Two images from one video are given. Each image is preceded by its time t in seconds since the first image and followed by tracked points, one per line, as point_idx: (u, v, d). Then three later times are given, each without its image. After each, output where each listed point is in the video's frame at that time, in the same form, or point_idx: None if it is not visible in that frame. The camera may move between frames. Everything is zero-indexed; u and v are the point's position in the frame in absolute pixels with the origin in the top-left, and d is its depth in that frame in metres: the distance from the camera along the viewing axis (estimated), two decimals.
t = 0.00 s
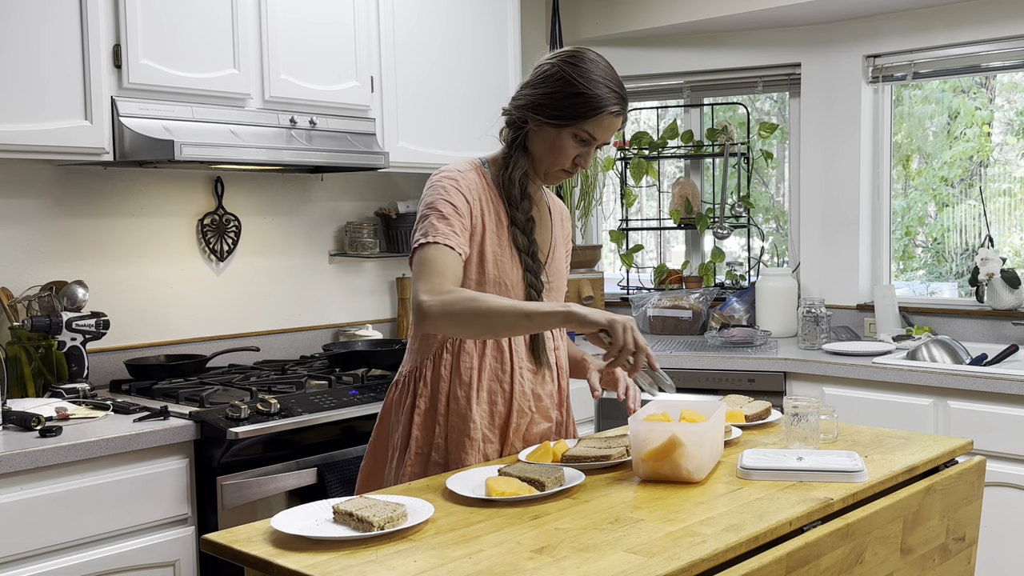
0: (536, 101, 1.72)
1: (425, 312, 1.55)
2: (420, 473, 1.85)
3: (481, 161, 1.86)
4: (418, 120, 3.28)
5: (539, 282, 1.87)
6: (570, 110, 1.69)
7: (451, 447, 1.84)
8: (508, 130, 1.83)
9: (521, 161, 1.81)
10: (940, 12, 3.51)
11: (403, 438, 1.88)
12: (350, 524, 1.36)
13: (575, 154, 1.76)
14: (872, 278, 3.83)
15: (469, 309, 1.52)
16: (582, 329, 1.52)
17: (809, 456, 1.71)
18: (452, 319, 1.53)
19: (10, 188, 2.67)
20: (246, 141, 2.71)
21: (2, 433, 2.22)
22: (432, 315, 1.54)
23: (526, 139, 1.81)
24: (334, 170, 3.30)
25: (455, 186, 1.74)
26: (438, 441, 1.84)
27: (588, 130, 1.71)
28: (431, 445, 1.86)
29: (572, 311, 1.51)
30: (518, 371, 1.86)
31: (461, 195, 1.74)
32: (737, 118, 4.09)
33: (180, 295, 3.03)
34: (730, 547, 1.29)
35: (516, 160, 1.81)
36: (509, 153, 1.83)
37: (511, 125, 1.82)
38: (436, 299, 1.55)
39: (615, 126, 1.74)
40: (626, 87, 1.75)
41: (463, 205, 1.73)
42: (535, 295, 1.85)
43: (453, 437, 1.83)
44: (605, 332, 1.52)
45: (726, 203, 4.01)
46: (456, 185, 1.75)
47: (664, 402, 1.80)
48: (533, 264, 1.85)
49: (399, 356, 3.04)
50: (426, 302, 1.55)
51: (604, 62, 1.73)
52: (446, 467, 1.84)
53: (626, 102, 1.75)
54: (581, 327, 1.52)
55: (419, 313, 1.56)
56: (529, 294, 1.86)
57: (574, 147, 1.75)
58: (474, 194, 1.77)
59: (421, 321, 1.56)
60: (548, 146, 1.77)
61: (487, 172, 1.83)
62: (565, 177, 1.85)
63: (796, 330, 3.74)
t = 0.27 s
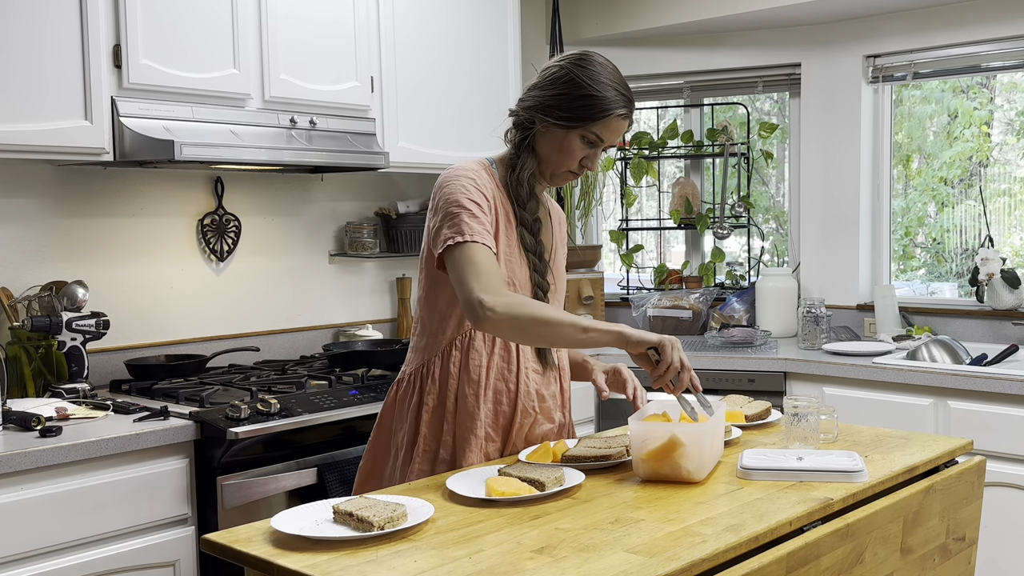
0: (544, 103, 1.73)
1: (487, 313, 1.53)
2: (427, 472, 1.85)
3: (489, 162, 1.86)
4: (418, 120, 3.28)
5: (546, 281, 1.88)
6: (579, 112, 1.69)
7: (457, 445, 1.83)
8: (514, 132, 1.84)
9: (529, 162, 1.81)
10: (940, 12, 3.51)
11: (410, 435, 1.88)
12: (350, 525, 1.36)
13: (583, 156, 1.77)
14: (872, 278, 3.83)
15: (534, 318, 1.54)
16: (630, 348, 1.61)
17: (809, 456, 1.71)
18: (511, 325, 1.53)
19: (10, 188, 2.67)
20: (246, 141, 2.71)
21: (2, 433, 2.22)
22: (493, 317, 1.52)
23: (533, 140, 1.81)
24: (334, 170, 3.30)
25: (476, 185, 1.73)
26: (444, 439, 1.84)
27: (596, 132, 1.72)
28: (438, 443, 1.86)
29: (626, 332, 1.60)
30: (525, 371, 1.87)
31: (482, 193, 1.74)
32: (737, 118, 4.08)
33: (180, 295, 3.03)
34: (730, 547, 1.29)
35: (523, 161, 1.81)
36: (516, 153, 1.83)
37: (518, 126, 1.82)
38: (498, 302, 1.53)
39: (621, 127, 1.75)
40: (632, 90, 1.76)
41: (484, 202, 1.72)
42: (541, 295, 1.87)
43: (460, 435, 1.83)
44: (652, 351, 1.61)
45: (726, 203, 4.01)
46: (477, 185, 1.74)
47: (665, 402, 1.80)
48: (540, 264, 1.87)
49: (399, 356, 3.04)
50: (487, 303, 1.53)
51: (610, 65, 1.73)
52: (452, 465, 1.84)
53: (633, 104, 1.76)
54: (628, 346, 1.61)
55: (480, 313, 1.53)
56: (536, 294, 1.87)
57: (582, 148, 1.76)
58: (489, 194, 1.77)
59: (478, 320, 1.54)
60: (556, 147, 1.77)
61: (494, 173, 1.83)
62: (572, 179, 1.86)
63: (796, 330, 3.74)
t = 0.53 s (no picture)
0: (547, 103, 1.73)
1: (510, 310, 1.54)
2: (431, 470, 1.85)
3: (491, 161, 1.85)
4: (418, 120, 3.28)
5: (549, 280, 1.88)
6: (583, 112, 1.69)
7: (461, 444, 1.84)
8: (517, 132, 1.83)
9: (531, 162, 1.80)
10: (940, 12, 3.51)
11: (414, 434, 1.88)
12: (350, 524, 1.36)
13: (585, 156, 1.77)
14: (872, 278, 3.83)
15: (556, 319, 1.56)
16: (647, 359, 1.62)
17: (809, 456, 1.71)
18: (531, 325, 1.55)
19: (10, 188, 2.67)
20: (246, 141, 2.71)
21: (2, 433, 2.22)
22: (516, 315, 1.54)
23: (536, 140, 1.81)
24: (334, 170, 3.30)
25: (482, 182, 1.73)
26: (448, 438, 1.84)
27: (598, 132, 1.72)
28: (442, 442, 1.85)
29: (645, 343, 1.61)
30: (527, 370, 1.86)
31: (488, 191, 1.73)
32: (737, 118, 4.08)
33: (180, 295, 3.03)
34: (730, 547, 1.29)
35: (526, 160, 1.81)
36: (518, 153, 1.83)
37: (520, 126, 1.82)
38: (522, 301, 1.55)
39: (623, 128, 1.75)
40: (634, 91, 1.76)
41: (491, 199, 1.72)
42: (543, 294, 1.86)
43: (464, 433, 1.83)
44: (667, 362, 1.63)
45: (726, 203, 4.01)
46: (484, 183, 1.74)
47: (664, 402, 1.80)
48: (543, 263, 1.86)
49: (399, 356, 3.04)
50: (511, 301, 1.54)
51: (613, 66, 1.74)
52: (455, 464, 1.84)
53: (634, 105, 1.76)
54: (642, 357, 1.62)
55: (504, 310, 1.54)
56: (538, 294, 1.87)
57: (584, 148, 1.76)
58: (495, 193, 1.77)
59: (499, 316, 1.55)
60: (558, 147, 1.77)
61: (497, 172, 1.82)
62: (573, 179, 1.86)
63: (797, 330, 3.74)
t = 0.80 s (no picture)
0: (547, 101, 1.73)
1: (483, 315, 1.54)
2: (431, 471, 1.85)
3: (491, 161, 1.85)
4: (418, 119, 3.28)
5: (547, 279, 1.88)
6: (581, 110, 1.69)
7: (461, 445, 1.83)
8: (517, 132, 1.84)
9: (530, 160, 1.80)
10: (940, 12, 3.51)
11: (414, 435, 1.88)
12: (350, 524, 1.36)
13: (584, 155, 1.77)
14: (872, 278, 3.83)
15: (530, 322, 1.54)
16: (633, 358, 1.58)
17: (809, 456, 1.71)
18: (505, 327, 1.54)
19: (10, 188, 2.67)
20: (246, 141, 2.71)
21: (2, 433, 2.22)
22: (487, 318, 1.54)
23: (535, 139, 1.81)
24: (334, 170, 3.30)
25: (476, 183, 1.73)
26: (448, 439, 1.84)
27: (597, 131, 1.72)
28: (442, 443, 1.85)
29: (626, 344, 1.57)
30: (526, 371, 1.86)
31: (483, 191, 1.74)
32: (737, 117, 4.08)
33: (180, 295, 3.03)
34: (730, 547, 1.29)
35: (525, 159, 1.81)
36: (518, 152, 1.83)
37: (520, 126, 1.82)
38: (494, 305, 1.54)
39: (623, 128, 1.76)
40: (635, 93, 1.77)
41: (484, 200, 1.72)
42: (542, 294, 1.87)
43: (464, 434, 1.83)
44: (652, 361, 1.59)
45: (726, 203, 4.01)
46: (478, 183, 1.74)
47: (664, 402, 1.80)
48: (541, 263, 1.86)
49: (399, 356, 3.04)
50: (484, 305, 1.54)
51: (613, 66, 1.74)
52: (456, 465, 1.84)
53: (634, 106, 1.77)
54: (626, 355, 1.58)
55: (477, 315, 1.54)
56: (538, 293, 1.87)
57: (583, 148, 1.76)
58: (491, 193, 1.77)
59: (473, 319, 1.55)
60: (557, 145, 1.77)
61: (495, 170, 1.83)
62: (573, 179, 1.86)
63: (797, 329, 3.74)
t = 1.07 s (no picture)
0: (541, 99, 1.74)
1: (390, 314, 1.53)
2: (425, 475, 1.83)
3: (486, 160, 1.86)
4: (418, 120, 3.28)
5: (540, 279, 1.87)
6: (575, 109, 1.70)
7: (455, 448, 1.83)
8: (512, 130, 1.85)
9: (524, 159, 1.81)
10: (940, 12, 3.51)
11: (407, 439, 1.87)
12: (350, 524, 1.36)
13: (577, 155, 1.78)
14: (872, 278, 3.83)
15: (435, 312, 1.51)
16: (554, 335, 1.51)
17: (809, 456, 1.71)
18: (416, 322, 1.52)
19: (9, 188, 2.67)
20: (246, 141, 2.71)
21: (2, 433, 2.22)
22: (397, 318, 1.52)
23: (530, 138, 1.82)
24: (334, 170, 3.30)
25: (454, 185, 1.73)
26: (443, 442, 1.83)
27: (590, 130, 1.73)
28: (436, 447, 1.84)
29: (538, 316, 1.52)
30: (520, 373, 1.86)
31: (462, 193, 1.73)
32: (737, 117, 4.08)
33: (179, 295, 3.03)
34: (730, 547, 1.29)
35: (519, 157, 1.82)
36: (512, 150, 1.84)
37: (516, 124, 1.83)
38: (400, 303, 1.53)
39: (618, 129, 1.76)
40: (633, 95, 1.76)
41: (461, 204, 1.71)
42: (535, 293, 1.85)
43: (458, 438, 1.82)
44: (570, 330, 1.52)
45: (726, 203, 4.01)
46: (455, 184, 1.73)
47: (664, 403, 1.80)
48: (534, 262, 1.85)
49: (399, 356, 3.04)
50: (392, 305, 1.53)
51: (612, 67, 1.74)
52: (451, 469, 1.83)
53: (631, 108, 1.76)
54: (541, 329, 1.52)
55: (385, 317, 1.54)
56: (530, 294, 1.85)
57: (576, 148, 1.76)
58: (476, 195, 1.76)
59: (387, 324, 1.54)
60: (550, 144, 1.78)
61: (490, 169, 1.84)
62: (567, 180, 1.86)
63: (796, 329, 3.74)
